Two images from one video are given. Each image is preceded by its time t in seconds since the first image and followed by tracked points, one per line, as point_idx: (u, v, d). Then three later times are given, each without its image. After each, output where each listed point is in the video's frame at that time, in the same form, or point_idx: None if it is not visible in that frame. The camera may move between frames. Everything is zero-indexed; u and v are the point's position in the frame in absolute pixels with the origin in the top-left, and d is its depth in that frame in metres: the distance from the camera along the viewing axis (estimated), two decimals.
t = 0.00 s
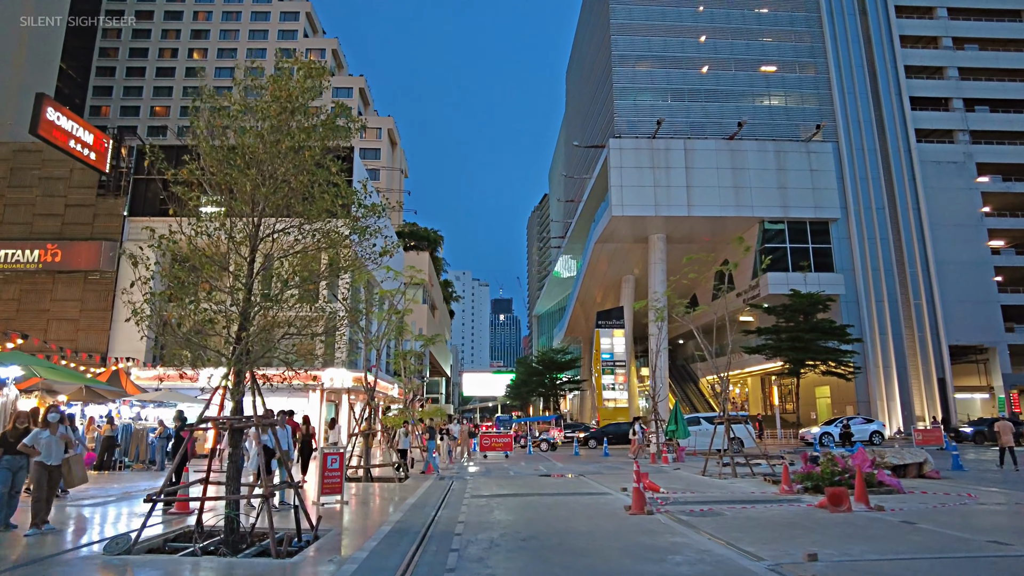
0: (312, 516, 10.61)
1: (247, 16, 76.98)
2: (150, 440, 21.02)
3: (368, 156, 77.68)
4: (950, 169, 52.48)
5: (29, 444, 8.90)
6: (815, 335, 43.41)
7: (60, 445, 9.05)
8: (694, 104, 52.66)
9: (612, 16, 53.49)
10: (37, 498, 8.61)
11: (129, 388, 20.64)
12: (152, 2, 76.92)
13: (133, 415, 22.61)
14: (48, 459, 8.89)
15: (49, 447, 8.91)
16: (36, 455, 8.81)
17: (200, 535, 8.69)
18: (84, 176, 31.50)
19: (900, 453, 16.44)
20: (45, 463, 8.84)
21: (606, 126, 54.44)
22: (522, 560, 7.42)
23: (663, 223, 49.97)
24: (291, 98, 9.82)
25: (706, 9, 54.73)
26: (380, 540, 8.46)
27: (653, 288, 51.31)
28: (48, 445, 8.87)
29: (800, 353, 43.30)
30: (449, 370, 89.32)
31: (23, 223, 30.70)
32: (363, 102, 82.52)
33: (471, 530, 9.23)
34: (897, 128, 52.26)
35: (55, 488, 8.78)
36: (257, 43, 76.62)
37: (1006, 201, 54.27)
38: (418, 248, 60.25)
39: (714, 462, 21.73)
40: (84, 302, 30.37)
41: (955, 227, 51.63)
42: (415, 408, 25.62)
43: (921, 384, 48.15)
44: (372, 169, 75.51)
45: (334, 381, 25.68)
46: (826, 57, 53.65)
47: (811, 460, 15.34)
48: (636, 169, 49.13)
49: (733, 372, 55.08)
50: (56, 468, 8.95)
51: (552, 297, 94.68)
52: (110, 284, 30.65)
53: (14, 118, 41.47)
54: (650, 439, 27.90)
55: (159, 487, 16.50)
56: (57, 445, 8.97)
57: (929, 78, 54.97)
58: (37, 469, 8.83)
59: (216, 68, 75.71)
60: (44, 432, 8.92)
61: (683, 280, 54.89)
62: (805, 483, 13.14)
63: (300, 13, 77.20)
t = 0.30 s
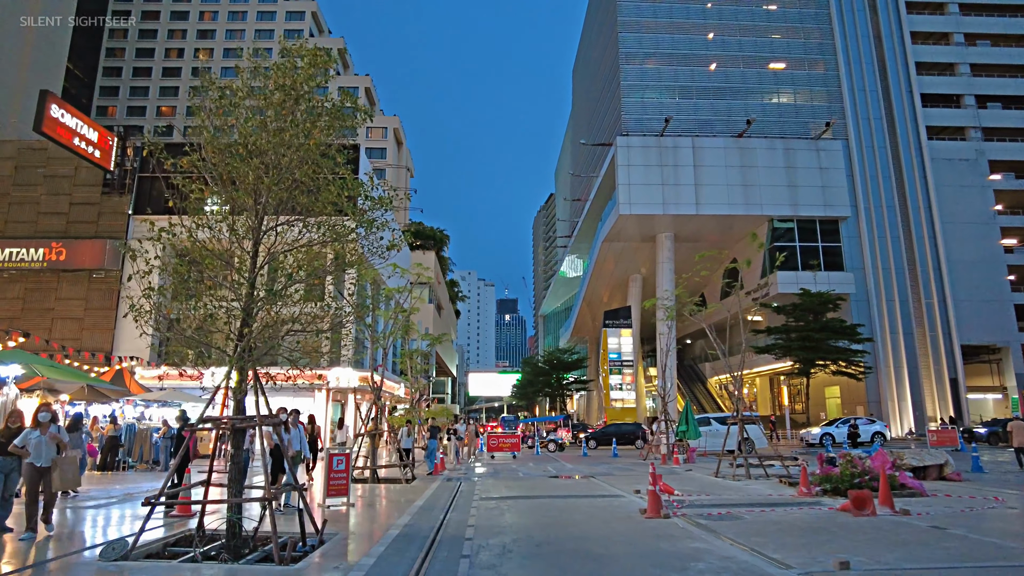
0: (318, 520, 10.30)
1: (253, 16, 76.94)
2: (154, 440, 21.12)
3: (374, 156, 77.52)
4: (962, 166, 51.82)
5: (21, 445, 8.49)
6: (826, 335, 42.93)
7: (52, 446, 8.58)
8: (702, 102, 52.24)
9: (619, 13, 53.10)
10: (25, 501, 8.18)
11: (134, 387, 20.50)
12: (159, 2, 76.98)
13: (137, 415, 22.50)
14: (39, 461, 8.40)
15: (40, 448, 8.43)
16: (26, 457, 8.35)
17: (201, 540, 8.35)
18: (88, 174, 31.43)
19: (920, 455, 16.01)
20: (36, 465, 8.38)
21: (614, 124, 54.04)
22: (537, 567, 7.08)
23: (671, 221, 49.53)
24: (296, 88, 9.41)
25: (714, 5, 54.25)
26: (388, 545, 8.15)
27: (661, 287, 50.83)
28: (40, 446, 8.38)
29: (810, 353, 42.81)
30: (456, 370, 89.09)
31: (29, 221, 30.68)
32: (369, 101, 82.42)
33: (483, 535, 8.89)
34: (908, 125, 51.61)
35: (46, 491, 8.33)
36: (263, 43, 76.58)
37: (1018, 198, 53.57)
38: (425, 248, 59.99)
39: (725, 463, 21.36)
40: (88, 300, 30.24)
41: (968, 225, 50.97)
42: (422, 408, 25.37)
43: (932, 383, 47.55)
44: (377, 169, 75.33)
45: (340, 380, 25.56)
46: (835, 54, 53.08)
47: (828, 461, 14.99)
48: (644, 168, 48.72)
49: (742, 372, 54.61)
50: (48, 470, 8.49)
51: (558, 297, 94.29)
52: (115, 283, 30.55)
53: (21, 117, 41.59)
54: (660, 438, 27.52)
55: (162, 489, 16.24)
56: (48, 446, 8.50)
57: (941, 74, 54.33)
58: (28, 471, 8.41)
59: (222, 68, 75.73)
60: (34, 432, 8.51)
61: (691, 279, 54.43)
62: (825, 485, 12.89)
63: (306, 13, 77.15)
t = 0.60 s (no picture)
0: (320, 525, 9.88)
1: (257, 15, 76.71)
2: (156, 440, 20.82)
3: (379, 155, 77.23)
4: (973, 162, 51.15)
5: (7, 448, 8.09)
6: (836, 333, 42.38)
7: (38, 448, 8.11)
8: (709, 99, 51.75)
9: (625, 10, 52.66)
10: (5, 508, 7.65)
11: (135, 387, 20.21)
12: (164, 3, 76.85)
13: (139, 415, 22.24)
14: (24, 464, 7.96)
15: (26, 449, 8.00)
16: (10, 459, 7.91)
17: (196, 544, 7.98)
18: (90, 172, 31.30)
19: (941, 456, 15.53)
20: (21, 468, 7.95)
21: (620, 122, 53.61)
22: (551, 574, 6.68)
23: (678, 219, 49.05)
24: (297, 72, 8.97)
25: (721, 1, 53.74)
26: (393, 552, 7.71)
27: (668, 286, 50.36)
28: (26, 448, 7.95)
29: (820, 351, 42.25)
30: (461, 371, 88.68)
31: (31, 219, 30.60)
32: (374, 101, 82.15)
33: (492, 540, 8.46)
34: (917, 121, 50.98)
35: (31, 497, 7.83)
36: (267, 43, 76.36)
37: None
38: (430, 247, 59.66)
39: (737, 463, 20.89)
40: (91, 300, 30.04)
41: (979, 222, 50.27)
42: (427, 408, 24.95)
43: (944, 382, 46.91)
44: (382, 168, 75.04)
45: (345, 379, 25.21)
46: (844, 50, 52.51)
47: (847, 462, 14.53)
48: (651, 165, 48.26)
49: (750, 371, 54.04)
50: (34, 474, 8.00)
51: (564, 297, 93.89)
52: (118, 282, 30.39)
53: (25, 116, 41.45)
54: (670, 439, 27.05)
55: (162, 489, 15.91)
56: (33, 447, 8.04)
57: (951, 70, 53.66)
58: (14, 476, 7.98)
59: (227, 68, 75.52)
60: (20, 433, 8.08)
61: (698, 277, 53.90)
62: (844, 486, 12.38)
63: (311, 12, 76.88)
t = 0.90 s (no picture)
0: (323, 531, 9.57)
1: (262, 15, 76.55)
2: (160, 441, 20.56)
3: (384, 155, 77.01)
4: (985, 159, 50.42)
5: None
6: (847, 332, 41.89)
7: (31, 453, 7.79)
8: (717, 96, 51.25)
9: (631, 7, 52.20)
10: None
11: (138, 388, 19.91)
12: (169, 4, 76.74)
13: (142, 416, 22.00)
14: (15, 468, 7.67)
15: (16, 453, 7.69)
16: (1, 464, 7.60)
17: (195, 552, 7.67)
18: (93, 170, 31.35)
19: (962, 456, 15.10)
20: (12, 472, 7.64)
21: (627, 120, 53.21)
22: None
23: (686, 217, 48.57)
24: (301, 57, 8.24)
25: None
26: (403, 560, 7.30)
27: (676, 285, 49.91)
28: (17, 451, 7.67)
29: (831, 350, 41.75)
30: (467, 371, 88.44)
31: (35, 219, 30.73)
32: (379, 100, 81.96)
33: (504, 547, 8.12)
34: (928, 117, 50.21)
35: (22, 506, 7.53)
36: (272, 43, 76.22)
37: None
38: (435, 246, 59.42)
39: (749, 464, 20.52)
40: (95, 299, 30.05)
41: (992, 219, 49.52)
42: (433, 409, 24.65)
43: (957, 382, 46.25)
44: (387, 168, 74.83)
45: (350, 379, 24.94)
46: (853, 46, 51.88)
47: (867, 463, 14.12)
48: (658, 163, 47.81)
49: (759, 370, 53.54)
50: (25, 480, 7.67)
51: (570, 296, 93.63)
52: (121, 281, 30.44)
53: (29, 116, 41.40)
54: (679, 439, 26.67)
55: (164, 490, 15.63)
56: (24, 452, 7.73)
57: (963, 65, 52.95)
58: (4, 481, 7.68)
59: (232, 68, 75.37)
60: (11, 437, 7.77)
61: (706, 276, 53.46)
62: (866, 489, 11.99)
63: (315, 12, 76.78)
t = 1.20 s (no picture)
0: (338, 535, 9.23)
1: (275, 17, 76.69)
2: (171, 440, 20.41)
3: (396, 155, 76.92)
4: (1008, 154, 49.31)
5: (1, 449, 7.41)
6: (866, 331, 41.15)
7: (37, 453, 7.46)
8: (732, 92, 50.64)
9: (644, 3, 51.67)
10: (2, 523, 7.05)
11: (150, 387, 19.85)
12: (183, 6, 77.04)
13: (154, 415, 21.88)
14: (21, 469, 7.30)
15: (20, 453, 7.32)
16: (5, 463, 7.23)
17: (205, 556, 7.37)
18: (106, 170, 31.55)
19: (997, 458, 14.55)
20: (17, 473, 7.27)
21: (640, 117, 52.72)
22: None
23: (701, 215, 47.98)
24: (314, 35, 7.71)
25: None
26: (421, 565, 6.95)
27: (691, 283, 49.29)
28: (23, 450, 7.31)
29: (850, 349, 41.04)
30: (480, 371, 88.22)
31: (49, 218, 31.11)
32: (391, 100, 81.90)
33: (526, 552, 7.70)
34: (949, 112, 49.07)
35: (29, 507, 7.23)
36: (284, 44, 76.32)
37: None
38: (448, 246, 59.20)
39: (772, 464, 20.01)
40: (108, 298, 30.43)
41: (1016, 216, 48.38)
42: (446, 408, 24.37)
43: (980, 381, 45.21)
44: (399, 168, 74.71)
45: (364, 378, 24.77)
46: (871, 40, 51.06)
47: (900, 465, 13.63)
48: (673, 160, 47.24)
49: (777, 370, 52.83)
50: (29, 481, 7.34)
51: (582, 296, 93.19)
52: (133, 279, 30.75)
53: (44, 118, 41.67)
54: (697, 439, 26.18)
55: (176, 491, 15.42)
56: (29, 452, 7.36)
57: (984, 58, 51.91)
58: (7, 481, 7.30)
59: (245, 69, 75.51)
60: (15, 435, 7.39)
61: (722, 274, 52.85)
62: (901, 491, 11.53)
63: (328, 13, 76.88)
